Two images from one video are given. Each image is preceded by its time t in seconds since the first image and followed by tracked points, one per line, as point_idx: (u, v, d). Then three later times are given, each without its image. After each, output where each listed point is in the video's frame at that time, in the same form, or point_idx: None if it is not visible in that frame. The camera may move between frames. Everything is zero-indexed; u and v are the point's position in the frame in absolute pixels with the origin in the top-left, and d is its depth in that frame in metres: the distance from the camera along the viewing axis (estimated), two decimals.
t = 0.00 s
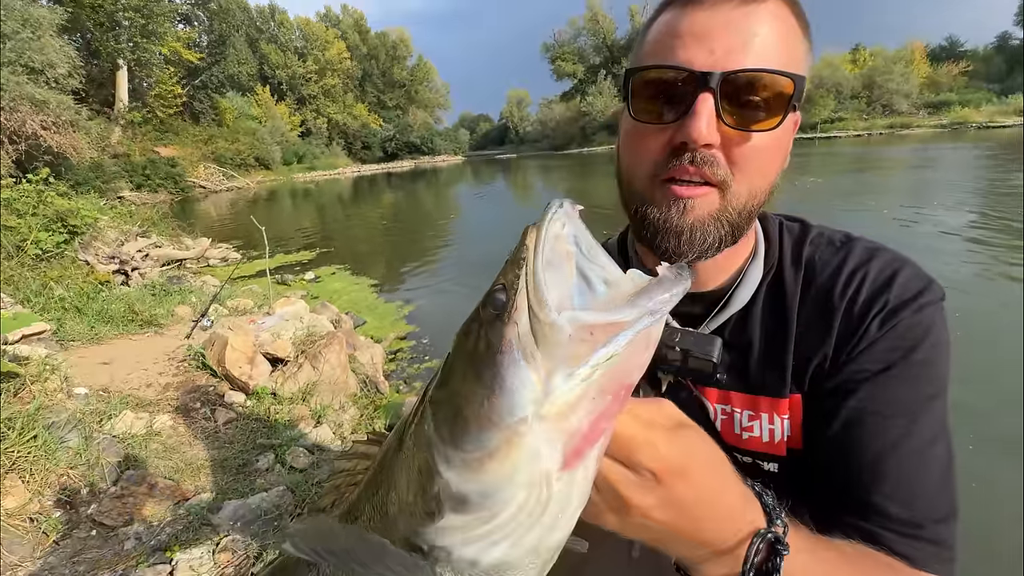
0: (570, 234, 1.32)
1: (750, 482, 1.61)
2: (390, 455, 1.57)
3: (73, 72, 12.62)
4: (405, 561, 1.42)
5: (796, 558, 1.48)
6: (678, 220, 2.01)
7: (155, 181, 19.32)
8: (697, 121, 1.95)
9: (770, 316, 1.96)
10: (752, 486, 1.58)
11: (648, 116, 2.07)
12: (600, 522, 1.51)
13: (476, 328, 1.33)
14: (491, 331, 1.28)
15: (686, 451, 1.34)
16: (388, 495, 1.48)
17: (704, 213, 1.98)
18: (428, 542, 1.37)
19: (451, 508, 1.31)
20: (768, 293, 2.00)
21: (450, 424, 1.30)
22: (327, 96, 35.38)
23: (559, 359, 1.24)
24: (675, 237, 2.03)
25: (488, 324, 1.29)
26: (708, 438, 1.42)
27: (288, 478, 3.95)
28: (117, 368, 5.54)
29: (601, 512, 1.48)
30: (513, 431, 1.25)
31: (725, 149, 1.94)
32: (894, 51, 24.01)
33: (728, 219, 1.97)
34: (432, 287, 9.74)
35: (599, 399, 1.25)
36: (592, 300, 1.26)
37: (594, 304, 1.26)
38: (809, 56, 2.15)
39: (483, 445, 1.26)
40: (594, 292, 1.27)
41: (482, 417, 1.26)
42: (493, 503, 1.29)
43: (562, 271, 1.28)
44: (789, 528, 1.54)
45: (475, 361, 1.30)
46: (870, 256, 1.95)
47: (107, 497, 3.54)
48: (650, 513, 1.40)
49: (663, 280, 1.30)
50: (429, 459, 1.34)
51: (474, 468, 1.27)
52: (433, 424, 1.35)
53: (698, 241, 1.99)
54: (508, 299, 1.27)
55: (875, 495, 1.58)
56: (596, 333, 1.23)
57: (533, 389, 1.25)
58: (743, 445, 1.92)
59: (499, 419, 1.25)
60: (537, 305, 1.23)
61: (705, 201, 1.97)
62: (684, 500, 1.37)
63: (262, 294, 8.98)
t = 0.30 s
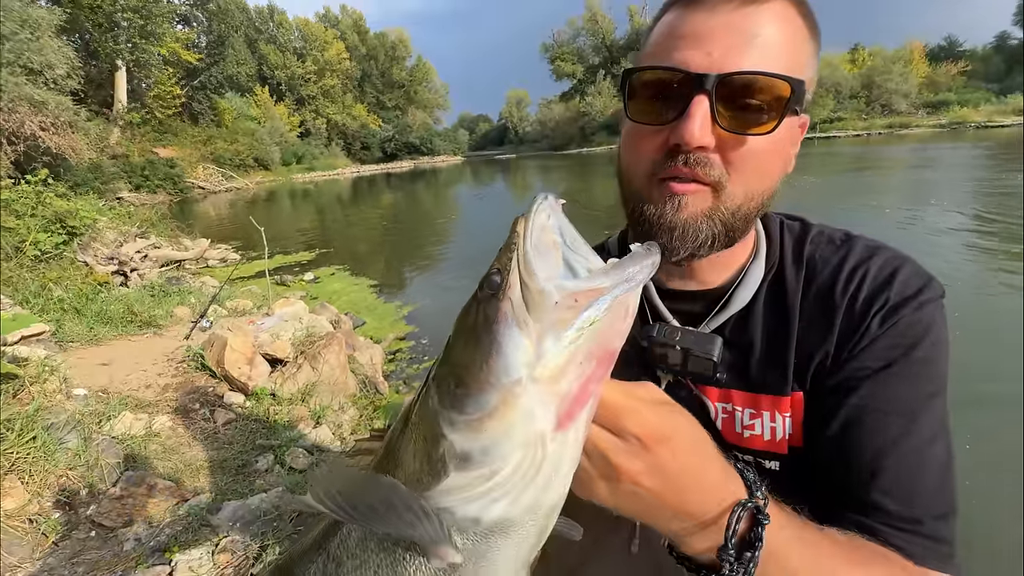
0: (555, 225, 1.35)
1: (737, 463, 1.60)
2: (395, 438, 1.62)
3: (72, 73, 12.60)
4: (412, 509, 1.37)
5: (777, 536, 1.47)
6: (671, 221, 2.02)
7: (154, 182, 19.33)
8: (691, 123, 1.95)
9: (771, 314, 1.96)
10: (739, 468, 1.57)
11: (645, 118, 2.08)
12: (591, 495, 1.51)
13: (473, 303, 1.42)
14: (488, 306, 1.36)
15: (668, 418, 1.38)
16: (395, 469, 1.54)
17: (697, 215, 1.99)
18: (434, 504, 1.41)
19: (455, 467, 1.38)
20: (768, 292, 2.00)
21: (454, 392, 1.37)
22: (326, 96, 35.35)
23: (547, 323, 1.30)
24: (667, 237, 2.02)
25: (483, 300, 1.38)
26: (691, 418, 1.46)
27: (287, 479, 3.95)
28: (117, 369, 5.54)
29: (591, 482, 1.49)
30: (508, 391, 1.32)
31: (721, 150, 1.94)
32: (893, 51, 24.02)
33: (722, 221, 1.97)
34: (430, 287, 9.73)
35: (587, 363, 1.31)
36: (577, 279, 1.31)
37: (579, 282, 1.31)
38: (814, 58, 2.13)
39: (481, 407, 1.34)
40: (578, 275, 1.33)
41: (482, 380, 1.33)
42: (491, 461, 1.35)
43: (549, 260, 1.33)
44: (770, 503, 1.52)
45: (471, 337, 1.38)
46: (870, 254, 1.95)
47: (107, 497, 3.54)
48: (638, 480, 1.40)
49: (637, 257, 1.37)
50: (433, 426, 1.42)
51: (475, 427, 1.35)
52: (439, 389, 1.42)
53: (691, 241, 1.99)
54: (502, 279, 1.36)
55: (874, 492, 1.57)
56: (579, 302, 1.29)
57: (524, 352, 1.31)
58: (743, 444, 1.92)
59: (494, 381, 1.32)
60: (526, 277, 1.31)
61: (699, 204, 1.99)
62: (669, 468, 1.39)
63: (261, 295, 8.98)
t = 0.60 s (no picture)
0: (550, 234, 1.38)
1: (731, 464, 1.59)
2: (400, 440, 1.60)
3: (69, 72, 12.55)
4: (419, 500, 1.33)
5: (768, 538, 1.47)
6: (663, 230, 2.02)
7: (152, 181, 19.30)
8: (684, 130, 1.93)
9: (771, 317, 1.96)
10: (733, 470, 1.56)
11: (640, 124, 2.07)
12: (588, 494, 1.50)
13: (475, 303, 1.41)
14: (488, 309, 1.35)
15: (662, 418, 1.37)
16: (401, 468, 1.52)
17: (689, 226, 1.98)
18: (439, 498, 1.39)
19: (457, 463, 1.36)
20: (769, 295, 1.99)
21: (455, 391, 1.36)
22: (324, 96, 35.28)
23: (542, 323, 1.30)
24: (658, 246, 2.03)
25: (484, 303, 1.37)
26: (685, 418, 1.45)
27: (286, 479, 3.93)
28: (115, 369, 5.52)
29: (588, 480, 1.47)
30: (507, 387, 1.31)
31: (714, 158, 1.93)
32: (892, 50, 24.01)
33: (716, 231, 1.96)
34: (429, 287, 9.72)
35: (580, 361, 1.30)
36: (567, 284, 1.33)
37: (569, 287, 1.32)
38: (818, 66, 2.11)
39: (480, 404, 1.32)
40: (570, 279, 1.35)
41: (483, 377, 1.32)
42: (490, 456, 1.34)
43: (542, 267, 1.34)
44: (763, 501, 1.52)
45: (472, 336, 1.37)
46: (871, 258, 1.95)
47: (106, 497, 3.53)
48: (633, 477, 1.40)
49: (626, 260, 1.38)
50: (436, 424, 1.41)
51: (476, 424, 1.33)
52: (441, 388, 1.41)
53: (681, 251, 1.99)
54: (501, 285, 1.35)
55: (873, 495, 1.57)
56: (569, 304, 1.30)
57: (521, 350, 1.31)
58: (742, 445, 1.91)
59: (493, 378, 1.31)
60: (520, 279, 1.32)
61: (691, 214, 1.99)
62: (663, 467, 1.38)
63: (259, 295, 8.97)
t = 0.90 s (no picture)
0: (560, 225, 1.40)
1: (739, 457, 1.58)
2: (411, 427, 1.60)
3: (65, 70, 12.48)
4: (434, 480, 1.31)
5: (780, 532, 1.47)
6: (660, 238, 2.00)
7: (149, 180, 19.25)
8: (676, 134, 1.91)
9: (774, 317, 1.95)
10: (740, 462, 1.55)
11: (635, 127, 2.06)
12: (596, 484, 1.48)
13: (486, 295, 1.44)
14: (500, 297, 1.39)
15: (669, 404, 1.39)
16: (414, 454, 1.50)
17: (686, 229, 1.96)
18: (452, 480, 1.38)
19: (471, 443, 1.37)
20: (771, 295, 1.99)
21: (468, 374, 1.39)
22: (322, 94, 35.19)
23: (555, 305, 1.33)
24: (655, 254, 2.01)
25: (498, 291, 1.40)
26: (692, 408, 1.46)
27: (284, 477, 3.91)
28: (112, 368, 5.51)
29: (596, 469, 1.46)
30: (519, 368, 1.33)
31: (708, 160, 1.90)
32: (890, 49, 24.01)
33: (714, 235, 1.94)
34: (428, 285, 9.70)
35: (592, 343, 1.32)
36: (579, 269, 1.35)
37: (580, 272, 1.34)
38: (817, 62, 2.07)
39: (494, 385, 1.35)
40: (581, 266, 1.38)
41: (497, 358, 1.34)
42: (503, 437, 1.35)
43: (553, 256, 1.36)
44: (769, 493, 1.52)
45: (483, 326, 1.40)
46: (876, 256, 1.95)
47: (104, 496, 3.52)
48: (642, 464, 1.38)
49: (636, 247, 1.41)
50: (449, 409, 1.42)
51: (489, 405, 1.36)
52: (455, 371, 1.43)
53: (680, 257, 1.97)
54: (513, 271, 1.39)
55: (875, 495, 1.57)
56: (581, 288, 1.33)
57: (534, 331, 1.33)
58: (743, 446, 1.91)
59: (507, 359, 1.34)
60: (534, 263, 1.35)
61: (688, 217, 1.96)
62: (672, 453, 1.38)
63: (257, 293, 8.95)
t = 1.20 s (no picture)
0: (562, 223, 1.40)
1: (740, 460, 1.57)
2: (414, 422, 1.59)
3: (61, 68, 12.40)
4: (437, 471, 1.30)
5: (781, 535, 1.46)
6: (660, 253, 1.99)
7: (146, 178, 19.19)
8: (673, 150, 1.90)
9: (775, 317, 1.94)
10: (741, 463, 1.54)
11: (632, 141, 2.03)
12: (597, 484, 1.47)
13: (488, 291, 1.43)
14: (502, 293, 1.38)
15: (670, 403, 1.39)
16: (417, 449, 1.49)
17: (686, 241, 1.96)
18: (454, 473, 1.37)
19: (473, 435, 1.36)
20: (771, 296, 1.98)
21: (471, 367, 1.38)
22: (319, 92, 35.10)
23: (558, 298, 1.33)
24: (655, 266, 2.01)
25: (498, 289, 1.39)
26: (690, 407, 1.46)
27: (282, 477, 3.90)
28: (108, 368, 5.48)
29: (597, 468, 1.44)
30: (521, 362, 1.32)
31: (707, 175, 1.89)
32: (886, 47, 24.06)
33: (712, 249, 1.94)
34: (426, 284, 9.68)
35: (594, 337, 1.32)
36: (582, 263, 1.35)
37: (583, 266, 1.34)
38: (819, 68, 2.04)
39: (496, 378, 1.34)
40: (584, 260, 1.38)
41: (500, 352, 1.34)
42: (505, 430, 1.34)
43: (556, 251, 1.36)
44: (769, 494, 1.52)
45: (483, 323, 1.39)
46: (877, 257, 1.94)
47: (101, 497, 3.50)
48: (643, 462, 1.37)
49: (637, 245, 1.42)
50: (451, 403, 1.41)
51: (491, 398, 1.34)
52: (457, 366, 1.42)
53: (679, 268, 1.98)
54: (516, 269, 1.38)
55: (876, 498, 1.57)
56: (584, 281, 1.33)
57: (537, 324, 1.33)
58: (743, 448, 1.91)
59: (508, 352, 1.33)
60: (537, 256, 1.34)
61: (686, 230, 1.95)
62: (672, 450, 1.37)
63: (254, 293, 8.92)
